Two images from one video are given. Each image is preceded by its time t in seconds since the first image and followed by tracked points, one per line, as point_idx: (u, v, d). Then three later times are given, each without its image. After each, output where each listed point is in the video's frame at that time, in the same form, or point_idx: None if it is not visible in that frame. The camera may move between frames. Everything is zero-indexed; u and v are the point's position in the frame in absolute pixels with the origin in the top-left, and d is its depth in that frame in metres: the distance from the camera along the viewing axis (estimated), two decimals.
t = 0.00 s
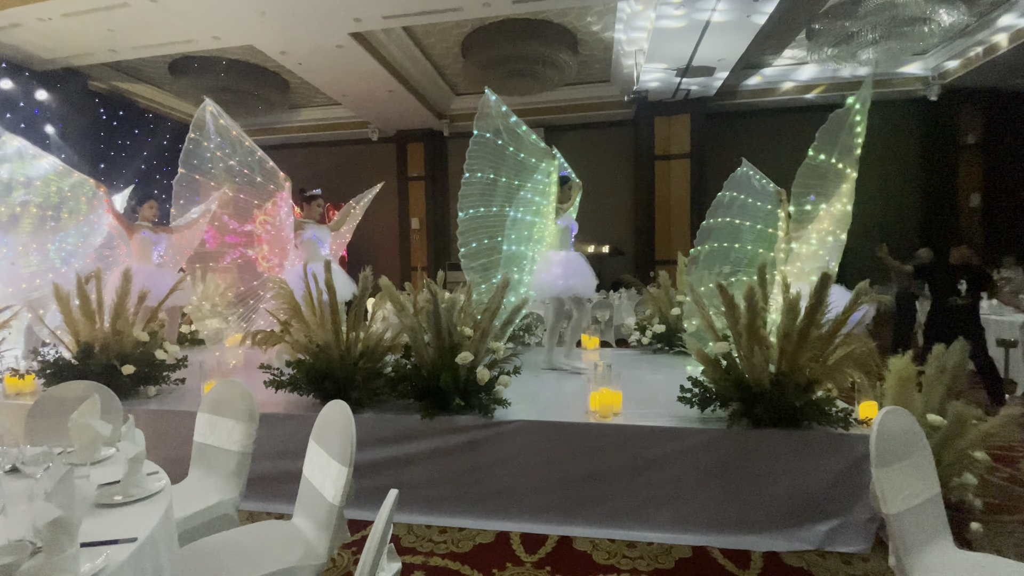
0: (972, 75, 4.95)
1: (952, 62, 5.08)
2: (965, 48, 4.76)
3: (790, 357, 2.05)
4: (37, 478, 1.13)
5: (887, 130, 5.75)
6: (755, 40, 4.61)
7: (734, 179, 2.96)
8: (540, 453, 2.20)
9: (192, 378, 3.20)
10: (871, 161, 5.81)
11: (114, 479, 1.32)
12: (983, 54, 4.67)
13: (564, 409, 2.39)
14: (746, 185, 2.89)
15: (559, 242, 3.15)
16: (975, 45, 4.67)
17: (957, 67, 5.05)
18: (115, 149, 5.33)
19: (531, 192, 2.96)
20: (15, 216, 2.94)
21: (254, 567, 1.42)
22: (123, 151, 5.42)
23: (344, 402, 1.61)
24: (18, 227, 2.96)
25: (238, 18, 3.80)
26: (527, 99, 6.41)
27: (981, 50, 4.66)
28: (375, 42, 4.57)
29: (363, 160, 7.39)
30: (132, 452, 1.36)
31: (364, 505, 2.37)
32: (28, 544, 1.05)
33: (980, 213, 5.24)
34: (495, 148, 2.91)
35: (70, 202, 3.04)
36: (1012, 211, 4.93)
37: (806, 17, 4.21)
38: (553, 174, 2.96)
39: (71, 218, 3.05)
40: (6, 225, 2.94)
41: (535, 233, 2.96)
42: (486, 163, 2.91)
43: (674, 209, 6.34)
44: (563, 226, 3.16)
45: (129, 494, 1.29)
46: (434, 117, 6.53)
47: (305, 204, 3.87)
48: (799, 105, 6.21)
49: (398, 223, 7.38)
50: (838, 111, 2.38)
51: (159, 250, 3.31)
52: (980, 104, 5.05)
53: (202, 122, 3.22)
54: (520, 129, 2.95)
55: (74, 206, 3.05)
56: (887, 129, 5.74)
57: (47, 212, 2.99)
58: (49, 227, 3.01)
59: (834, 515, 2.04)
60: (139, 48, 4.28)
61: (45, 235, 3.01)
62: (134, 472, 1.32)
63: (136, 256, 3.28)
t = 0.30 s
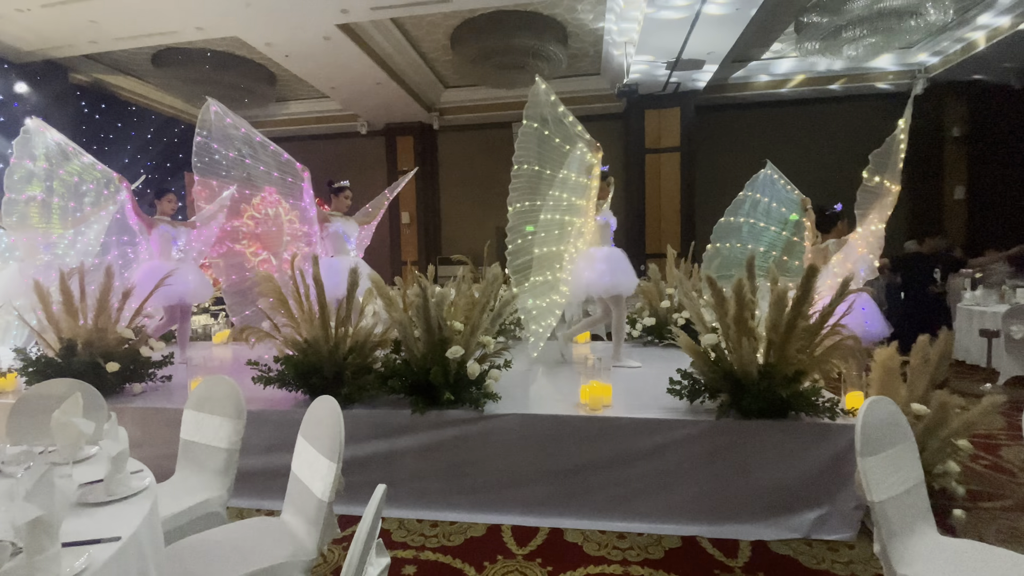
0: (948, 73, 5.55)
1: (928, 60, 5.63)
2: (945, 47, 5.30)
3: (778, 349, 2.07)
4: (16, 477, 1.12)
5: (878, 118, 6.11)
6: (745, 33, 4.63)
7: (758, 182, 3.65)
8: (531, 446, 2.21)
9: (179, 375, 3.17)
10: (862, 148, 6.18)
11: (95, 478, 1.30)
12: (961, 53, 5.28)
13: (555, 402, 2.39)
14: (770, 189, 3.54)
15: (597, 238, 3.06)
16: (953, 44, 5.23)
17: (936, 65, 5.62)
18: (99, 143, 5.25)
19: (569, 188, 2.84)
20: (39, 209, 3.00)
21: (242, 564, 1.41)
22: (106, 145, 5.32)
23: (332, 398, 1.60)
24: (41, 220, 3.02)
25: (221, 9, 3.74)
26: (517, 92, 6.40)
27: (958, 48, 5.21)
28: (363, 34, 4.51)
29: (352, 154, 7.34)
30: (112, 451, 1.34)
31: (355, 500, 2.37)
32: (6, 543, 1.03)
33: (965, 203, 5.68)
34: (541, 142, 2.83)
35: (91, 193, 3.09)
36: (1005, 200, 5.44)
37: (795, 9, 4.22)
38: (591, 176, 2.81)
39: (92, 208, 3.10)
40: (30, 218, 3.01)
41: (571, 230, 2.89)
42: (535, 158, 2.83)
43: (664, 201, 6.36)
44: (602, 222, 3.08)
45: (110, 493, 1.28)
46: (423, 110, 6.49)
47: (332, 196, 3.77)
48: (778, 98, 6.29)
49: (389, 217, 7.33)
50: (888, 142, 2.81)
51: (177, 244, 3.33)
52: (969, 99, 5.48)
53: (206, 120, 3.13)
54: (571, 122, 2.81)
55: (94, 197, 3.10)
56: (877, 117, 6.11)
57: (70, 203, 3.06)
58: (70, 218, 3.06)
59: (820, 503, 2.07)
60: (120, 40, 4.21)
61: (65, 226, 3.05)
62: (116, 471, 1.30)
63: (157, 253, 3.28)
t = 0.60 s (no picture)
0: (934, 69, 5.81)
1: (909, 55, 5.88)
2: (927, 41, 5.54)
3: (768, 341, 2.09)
4: None
5: (869, 110, 6.35)
6: (736, 25, 4.63)
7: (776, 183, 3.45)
8: (523, 439, 2.22)
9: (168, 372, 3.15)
10: (854, 138, 6.41)
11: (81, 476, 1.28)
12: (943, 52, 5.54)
13: (546, 395, 2.40)
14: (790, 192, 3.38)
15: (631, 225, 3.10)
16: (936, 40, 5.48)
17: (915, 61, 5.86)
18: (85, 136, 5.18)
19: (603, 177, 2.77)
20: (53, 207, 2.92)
21: (233, 560, 1.41)
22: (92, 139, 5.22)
23: (322, 393, 1.60)
24: (56, 220, 2.95)
25: None
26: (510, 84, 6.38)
27: (940, 44, 5.47)
28: (352, 26, 4.47)
29: (343, 147, 7.29)
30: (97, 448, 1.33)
31: (347, 495, 2.37)
32: None
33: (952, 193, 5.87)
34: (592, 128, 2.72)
35: (106, 191, 3.06)
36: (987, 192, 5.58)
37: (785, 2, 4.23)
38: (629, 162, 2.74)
39: (107, 206, 3.06)
40: (41, 217, 2.93)
41: (607, 218, 2.85)
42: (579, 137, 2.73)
43: (656, 194, 6.37)
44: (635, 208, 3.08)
45: (97, 490, 1.27)
46: (415, 103, 6.45)
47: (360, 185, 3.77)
48: (769, 91, 6.45)
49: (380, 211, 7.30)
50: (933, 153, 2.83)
51: (198, 239, 3.32)
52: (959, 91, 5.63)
53: (241, 111, 2.99)
54: (619, 107, 2.71)
55: (109, 194, 3.07)
56: (868, 109, 6.36)
57: (83, 201, 3.02)
58: (85, 217, 3.00)
59: (808, 493, 2.09)
60: (105, 31, 4.14)
61: (79, 225, 2.99)
62: (103, 469, 1.29)
63: (180, 245, 3.24)
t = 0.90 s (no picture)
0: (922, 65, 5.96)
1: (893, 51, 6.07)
2: (913, 38, 5.73)
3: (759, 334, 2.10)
4: None
5: (861, 104, 6.46)
6: (729, 18, 4.63)
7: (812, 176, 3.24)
8: (514, 433, 2.23)
9: (158, 367, 3.14)
10: (845, 133, 6.53)
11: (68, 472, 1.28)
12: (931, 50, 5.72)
13: (538, 389, 2.41)
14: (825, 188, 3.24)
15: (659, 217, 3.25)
16: (923, 37, 5.66)
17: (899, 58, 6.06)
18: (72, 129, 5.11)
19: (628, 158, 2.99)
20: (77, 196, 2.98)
21: (223, 555, 1.41)
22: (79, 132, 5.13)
23: (313, 387, 1.59)
24: (80, 208, 3.00)
25: None
26: (502, 76, 6.34)
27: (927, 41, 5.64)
28: (343, 17, 4.42)
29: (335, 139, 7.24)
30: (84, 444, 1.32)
31: (339, 490, 2.37)
32: None
33: (942, 189, 6.05)
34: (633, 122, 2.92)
35: (130, 179, 3.14)
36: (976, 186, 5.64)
37: None
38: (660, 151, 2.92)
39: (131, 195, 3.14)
40: (65, 206, 2.97)
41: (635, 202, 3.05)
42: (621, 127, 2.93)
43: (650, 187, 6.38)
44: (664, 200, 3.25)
45: (85, 486, 1.26)
46: (407, 96, 6.41)
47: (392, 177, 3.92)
48: (765, 86, 6.54)
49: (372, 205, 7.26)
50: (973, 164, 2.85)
51: (223, 229, 3.56)
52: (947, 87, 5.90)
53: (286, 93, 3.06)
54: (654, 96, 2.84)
55: (134, 182, 3.15)
56: (859, 104, 6.46)
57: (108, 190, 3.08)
58: (109, 207, 3.07)
59: (797, 484, 2.11)
60: (90, 22, 4.07)
61: (103, 216, 3.04)
62: (90, 464, 1.29)
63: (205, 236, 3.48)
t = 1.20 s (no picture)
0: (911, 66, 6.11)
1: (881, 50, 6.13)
2: (901, 37, 5.83)
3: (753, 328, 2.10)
4: None
5: (855, 100, 6.49)
6: (725, 13, 4.62)
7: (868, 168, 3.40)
8: (509, 428, 2.23)
9: (151, 363, 3.12)
10: (838, 128, 6.56)
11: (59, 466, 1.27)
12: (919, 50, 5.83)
13: (533, 383, 2.41)
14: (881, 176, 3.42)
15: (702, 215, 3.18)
16: (911, 37, 5.78)
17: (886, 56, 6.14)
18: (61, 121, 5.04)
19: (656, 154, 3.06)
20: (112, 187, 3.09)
21: (216, 549, 1.40)
22: (68, 124, 5.04)
23: (306, 382, 1.59)
24: (115, 193, 3.11)
25: None
26: (497, 70, 6.30)
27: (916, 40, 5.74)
28: (337, 10, 4.38)
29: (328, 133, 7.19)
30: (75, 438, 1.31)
31: (333, 485, 2.37)
32: None
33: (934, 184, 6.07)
34: (679, 114, 3.00)
35: (168, 162, 3.23)
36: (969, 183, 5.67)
37: None
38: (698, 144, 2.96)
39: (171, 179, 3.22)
40: (106, 188, 3.09)
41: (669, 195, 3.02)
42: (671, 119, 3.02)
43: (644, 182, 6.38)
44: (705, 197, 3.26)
45: (76, 481, 1.26)
46: (401, 89, 6.37)
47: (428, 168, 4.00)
48: (758, 81, 6.54)
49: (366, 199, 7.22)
50: None
51: (257, 226, 3.55)
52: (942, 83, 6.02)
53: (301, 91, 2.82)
54: (698, 90, 2.93)
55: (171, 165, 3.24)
56: (852, 100, 6.49)
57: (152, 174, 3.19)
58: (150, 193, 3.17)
59: (790, 477, 2.13)
60: (79, 12, 4.02)
61: (135, 203, 3.14)
62: (81, 460, 1.28)
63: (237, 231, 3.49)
